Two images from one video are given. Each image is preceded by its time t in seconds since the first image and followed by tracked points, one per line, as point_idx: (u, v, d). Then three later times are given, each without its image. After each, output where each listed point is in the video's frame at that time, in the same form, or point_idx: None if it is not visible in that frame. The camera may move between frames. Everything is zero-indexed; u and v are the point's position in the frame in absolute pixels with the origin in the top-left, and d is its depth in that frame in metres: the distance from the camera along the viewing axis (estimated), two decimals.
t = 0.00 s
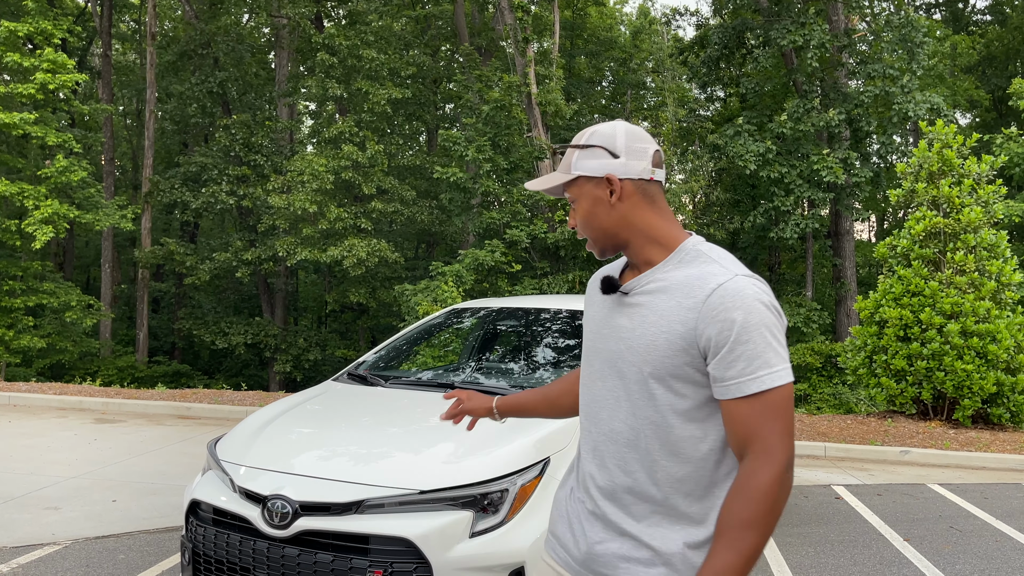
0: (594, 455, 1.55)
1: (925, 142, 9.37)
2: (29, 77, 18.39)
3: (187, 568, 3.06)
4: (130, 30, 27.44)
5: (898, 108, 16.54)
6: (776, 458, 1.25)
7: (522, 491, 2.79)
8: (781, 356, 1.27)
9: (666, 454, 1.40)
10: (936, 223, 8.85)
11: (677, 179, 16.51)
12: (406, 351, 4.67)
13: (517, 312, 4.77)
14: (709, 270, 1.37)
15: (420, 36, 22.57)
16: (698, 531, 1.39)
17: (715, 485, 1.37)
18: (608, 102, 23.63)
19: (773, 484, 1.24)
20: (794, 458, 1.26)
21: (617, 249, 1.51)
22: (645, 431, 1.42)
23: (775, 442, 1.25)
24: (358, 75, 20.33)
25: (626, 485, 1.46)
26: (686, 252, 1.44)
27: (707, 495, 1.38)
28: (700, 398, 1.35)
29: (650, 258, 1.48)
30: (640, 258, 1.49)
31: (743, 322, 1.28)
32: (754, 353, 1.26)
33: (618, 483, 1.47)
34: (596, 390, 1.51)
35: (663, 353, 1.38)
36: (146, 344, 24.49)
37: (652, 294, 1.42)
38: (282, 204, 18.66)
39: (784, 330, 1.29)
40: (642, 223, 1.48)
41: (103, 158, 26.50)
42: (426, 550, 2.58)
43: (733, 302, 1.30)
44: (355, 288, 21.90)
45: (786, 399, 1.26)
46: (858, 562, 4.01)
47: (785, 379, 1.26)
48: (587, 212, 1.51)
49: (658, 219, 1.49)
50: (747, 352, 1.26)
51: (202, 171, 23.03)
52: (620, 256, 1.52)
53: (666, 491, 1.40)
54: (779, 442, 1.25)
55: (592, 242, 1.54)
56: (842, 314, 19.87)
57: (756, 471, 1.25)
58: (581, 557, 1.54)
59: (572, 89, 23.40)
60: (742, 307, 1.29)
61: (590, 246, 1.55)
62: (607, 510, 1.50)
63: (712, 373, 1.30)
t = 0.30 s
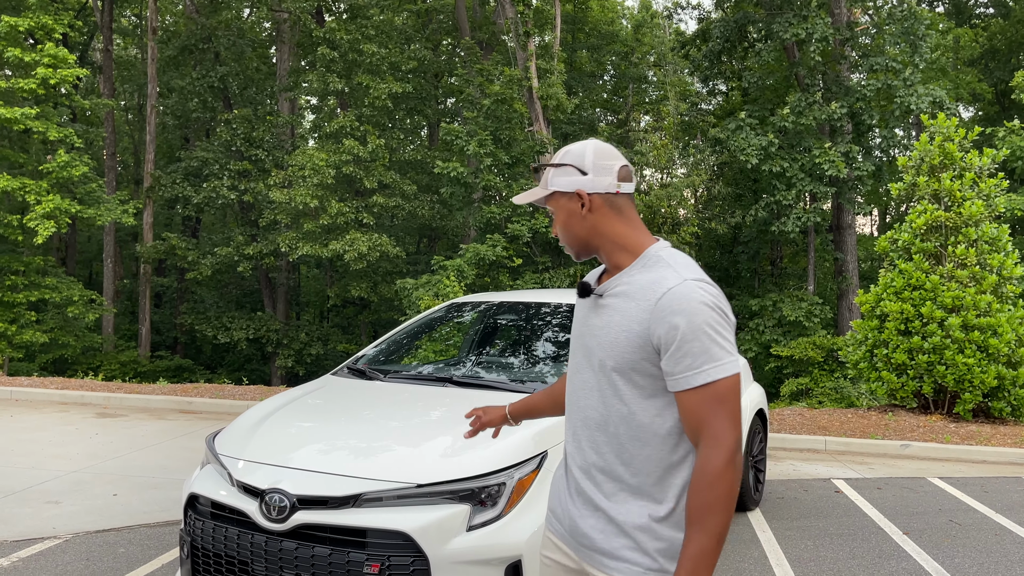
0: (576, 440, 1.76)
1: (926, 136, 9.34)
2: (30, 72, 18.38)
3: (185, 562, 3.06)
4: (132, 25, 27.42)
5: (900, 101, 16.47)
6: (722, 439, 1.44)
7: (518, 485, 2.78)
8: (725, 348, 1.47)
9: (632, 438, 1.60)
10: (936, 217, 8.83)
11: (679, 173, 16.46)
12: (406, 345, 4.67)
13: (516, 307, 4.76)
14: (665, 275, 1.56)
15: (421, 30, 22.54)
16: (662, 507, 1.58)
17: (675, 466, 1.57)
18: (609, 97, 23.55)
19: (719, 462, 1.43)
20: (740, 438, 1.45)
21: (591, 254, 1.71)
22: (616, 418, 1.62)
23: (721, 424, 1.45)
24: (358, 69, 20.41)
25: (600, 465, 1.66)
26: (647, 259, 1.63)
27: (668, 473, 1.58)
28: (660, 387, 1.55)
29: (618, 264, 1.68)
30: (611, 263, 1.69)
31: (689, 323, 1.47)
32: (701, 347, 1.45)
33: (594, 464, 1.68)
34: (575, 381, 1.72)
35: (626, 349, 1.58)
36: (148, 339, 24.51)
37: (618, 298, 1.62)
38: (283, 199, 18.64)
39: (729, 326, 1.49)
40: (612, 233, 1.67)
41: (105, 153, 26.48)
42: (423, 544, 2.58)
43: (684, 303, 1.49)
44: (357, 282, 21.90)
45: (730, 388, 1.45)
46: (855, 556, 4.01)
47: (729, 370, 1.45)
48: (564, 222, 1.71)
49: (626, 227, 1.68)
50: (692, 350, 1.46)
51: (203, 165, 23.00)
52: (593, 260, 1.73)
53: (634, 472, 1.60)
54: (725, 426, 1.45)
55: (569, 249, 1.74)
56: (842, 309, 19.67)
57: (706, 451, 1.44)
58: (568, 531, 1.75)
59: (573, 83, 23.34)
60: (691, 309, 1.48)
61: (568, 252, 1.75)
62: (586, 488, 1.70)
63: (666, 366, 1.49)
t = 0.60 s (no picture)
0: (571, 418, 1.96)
1: (928, 127, 9.31)
2: (33, 66, 18.36)
3: (183, 553, 3.08)
4: (134, 18, 27.37)
5: (904, 92, 16.39)
6: (702, 392, 1.67)
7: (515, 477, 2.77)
8: (694, 312, 1.70)
9: (623, 404, 1.81)
10: (939, 209, 8.80)
11: (682, 165, 16.40)
12: (406, 337, 4.66)
13: (517, 299, 4.75)
14: (634, 258, 1.80)
15: (424, 22, 22.49)
16: (656, 462, 1.79)
17: (664, 423, 1.79)
18: (612, 89, 23.44)
19: (703, 413, 1.66)
20: (716, 388, 1.68)
21: (561, 249, 1.95)
22: (608, 390, 1.83)
23: (699, 378, 1.68)
24: (361, 61, 20.40)
25: (597, 435, 1.86)
26: (615, 246, 1.86)
27: (658, 430, 1.80)
28: (642, 357, 1.77)
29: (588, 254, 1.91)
30: (581, 255, 1.92)
31: (664, 297, 1.69)
32: (675, 314, 1.68)
33: (591, 436, 1.87)
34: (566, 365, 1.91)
35: (610, 328, 1.79)
36: (151, 332, 24.56)
37: (597, 284, 1.83)
38: (286, 191, 18.63)
39: (695, 293, 1.73)
40: (580, 228, 1.92)
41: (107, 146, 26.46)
42: (419, 536, 2.58)
43: (654, 280, 1.72)
44: (360, 275, 21.92)
45: (702, 346, 1.69)
46: (854, 547, 4.00)
47: (700, 330, 1.69)
48: (535, 223, 1.95)
49: (588, 220, 1.93)
50: (670, 319, 1.68)
51: (206, 158, 22.97)
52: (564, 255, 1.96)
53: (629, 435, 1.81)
54: (703, 380, 1.68)
55: (543, 246, 1.98)
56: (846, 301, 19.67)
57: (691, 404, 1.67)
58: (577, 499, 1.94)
59: (576, 75, 23.27)
60: (662, 284, 1.71)
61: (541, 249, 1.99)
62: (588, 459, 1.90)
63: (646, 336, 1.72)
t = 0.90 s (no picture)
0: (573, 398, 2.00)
1: (932, 117, 9.24)
2: (35, 56, 18.32)
3: (180, 541, 3.09)
4: (137, 8, 27.29)
5: (910, 82, 16.29)
6: (702, 357, 1.74)
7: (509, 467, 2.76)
8: (692, 284, 1.79)
9: (625, 379, 1.86)
10: (942, 199, 8.75)
11: (685, 156, 16.33)
12: (406, 326, 4.66)
13: (517, 289, 4.73)
14: (633, 240, 1.88)
15: (427, 13, 22.39)
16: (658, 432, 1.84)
17: (663, 393, 1.85)
18: (616, 79, 23.35)
19: (704, 377, 1.72)
20: (714, 354, 1.75)
21: (558, 242, 2.00)
22: (610, 366, 1.87)
23: (699, 344, 1.75)
24: (364, 52, 20.35)
25: (599, 412, 1.90)
26: (612, 232, 1.94)
27: (661, 402, 1.85)
28: (642, 331, 1.84)
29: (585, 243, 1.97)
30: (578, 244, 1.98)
31: (664, 270, 1.78)
32: (674, 285, 1.76)
33: (594, 412, 1.91)
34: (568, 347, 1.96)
35: (612, 305, 1.85)
36: (155, 323, 24.62)
37: (597, 266, 1.90)
38: (289, 182, 18.63)
39: (692, 270, 1.82)
40: (580, 222, 1.98)
41: (110, 137, 26.42)
42: (413, 525, 2.58)
43: (654, 257, 1.81)
44: (363, 265, 21.93)
45: (700, 316, 1.77)
46: (852, 538, 3.99)
47: (698, 301, 1.77)
48: (534, 219, 2.00)
49: (585, 214, 1.99)
50: (670, 291, 1.76)
51: (209, 149, 22.95)
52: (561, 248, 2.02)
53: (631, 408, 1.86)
54: (703, 346, 1.75)
55: (541, 241, 2.03)
56: (850, 289, 19.62)
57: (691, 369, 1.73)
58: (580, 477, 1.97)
59: (579, 66, 23.19)
60: (662, 259, 1.80)
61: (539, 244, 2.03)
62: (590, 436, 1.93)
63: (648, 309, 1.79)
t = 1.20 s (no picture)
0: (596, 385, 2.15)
1: (937, 104, 9.15)
2: (38, 44, 18.26)
3: (179, 528, 3.09)
4: None
5: (916, 70, 16.17)
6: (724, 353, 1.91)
7: (506, 454, 2.75)
8: (717, 287, 1.96)
9: (651, 368, 2.02)
10: (946, 186, 8.69)
11: (689, 144, 16.22)
12: (408, 313, 4.65)
13: (519, 277, 4.71)
14: (665, 242, 2.03)
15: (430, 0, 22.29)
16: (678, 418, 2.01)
17: (684, 384, 2.02)
18: (620, 67, 23.23)
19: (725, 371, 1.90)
20: (734, 351, 1.92)
21: (593, 238, 2.10)
22: (637, 357, 2.03)
23: (721, 340, 1.91)
24: (366, 39, 20.28)
25: (624, 397, 2.05)
26: (643, 233, 2.09)
27: (680, 390, 2.02)
28: (668, 326, 2.00)
29: (617, 241, 2.10)
30: (611, 242, 2.11)
31: (696, 271, 1.94)
32: (703, 287, 1.93)
33: (620, 398, 2.06)
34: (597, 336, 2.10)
35: (644, 300, 2.00)
36: (159, 311, 24.67)
37: (630, 263, 2.04)
38: (292, 170, 18.58)
39: (718, 274, 1.99)
40: (616, 221, 2.09)
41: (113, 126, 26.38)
42: (409, 512, 2.57)
43: (685, 259, 1.97)
44: (366, 254, 21.90)
45: (724, 314, 1.94)
46: (852, 526, 3.98)
47: (722, 302, 1.95)
48: (574, 218, 2.08)
49: (617, 214, 2.10)
50: (700, 290, 1.93)
51: (212, 138, 22.92)
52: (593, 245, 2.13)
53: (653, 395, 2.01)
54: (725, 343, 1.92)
55: (574, 240, 2.12)
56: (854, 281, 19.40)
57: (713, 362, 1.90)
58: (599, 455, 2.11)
59: (582, 53, 23.07)
60: (693, 260, 1.96)
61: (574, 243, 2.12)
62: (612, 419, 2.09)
63: (678, 305, 1.95)
